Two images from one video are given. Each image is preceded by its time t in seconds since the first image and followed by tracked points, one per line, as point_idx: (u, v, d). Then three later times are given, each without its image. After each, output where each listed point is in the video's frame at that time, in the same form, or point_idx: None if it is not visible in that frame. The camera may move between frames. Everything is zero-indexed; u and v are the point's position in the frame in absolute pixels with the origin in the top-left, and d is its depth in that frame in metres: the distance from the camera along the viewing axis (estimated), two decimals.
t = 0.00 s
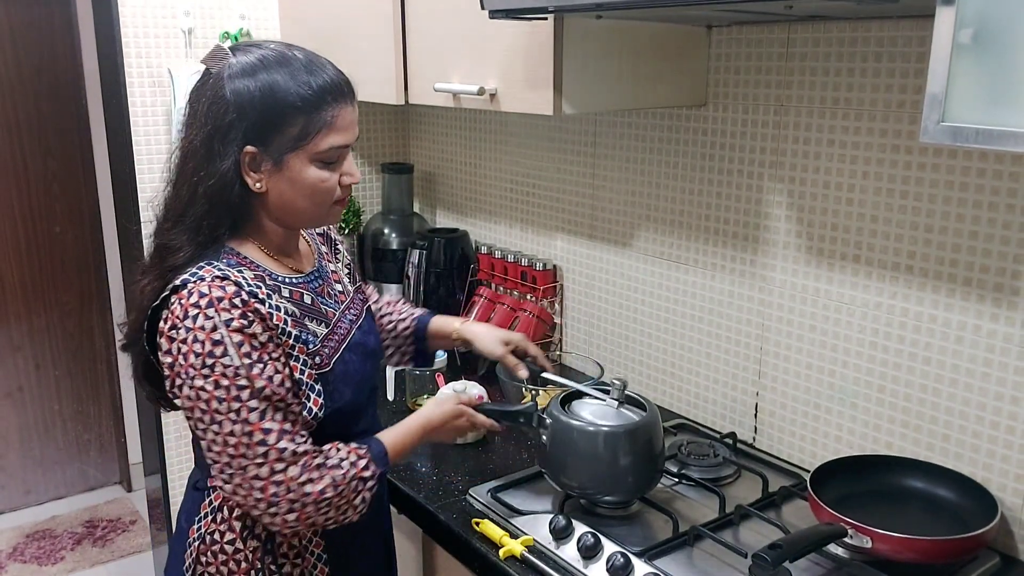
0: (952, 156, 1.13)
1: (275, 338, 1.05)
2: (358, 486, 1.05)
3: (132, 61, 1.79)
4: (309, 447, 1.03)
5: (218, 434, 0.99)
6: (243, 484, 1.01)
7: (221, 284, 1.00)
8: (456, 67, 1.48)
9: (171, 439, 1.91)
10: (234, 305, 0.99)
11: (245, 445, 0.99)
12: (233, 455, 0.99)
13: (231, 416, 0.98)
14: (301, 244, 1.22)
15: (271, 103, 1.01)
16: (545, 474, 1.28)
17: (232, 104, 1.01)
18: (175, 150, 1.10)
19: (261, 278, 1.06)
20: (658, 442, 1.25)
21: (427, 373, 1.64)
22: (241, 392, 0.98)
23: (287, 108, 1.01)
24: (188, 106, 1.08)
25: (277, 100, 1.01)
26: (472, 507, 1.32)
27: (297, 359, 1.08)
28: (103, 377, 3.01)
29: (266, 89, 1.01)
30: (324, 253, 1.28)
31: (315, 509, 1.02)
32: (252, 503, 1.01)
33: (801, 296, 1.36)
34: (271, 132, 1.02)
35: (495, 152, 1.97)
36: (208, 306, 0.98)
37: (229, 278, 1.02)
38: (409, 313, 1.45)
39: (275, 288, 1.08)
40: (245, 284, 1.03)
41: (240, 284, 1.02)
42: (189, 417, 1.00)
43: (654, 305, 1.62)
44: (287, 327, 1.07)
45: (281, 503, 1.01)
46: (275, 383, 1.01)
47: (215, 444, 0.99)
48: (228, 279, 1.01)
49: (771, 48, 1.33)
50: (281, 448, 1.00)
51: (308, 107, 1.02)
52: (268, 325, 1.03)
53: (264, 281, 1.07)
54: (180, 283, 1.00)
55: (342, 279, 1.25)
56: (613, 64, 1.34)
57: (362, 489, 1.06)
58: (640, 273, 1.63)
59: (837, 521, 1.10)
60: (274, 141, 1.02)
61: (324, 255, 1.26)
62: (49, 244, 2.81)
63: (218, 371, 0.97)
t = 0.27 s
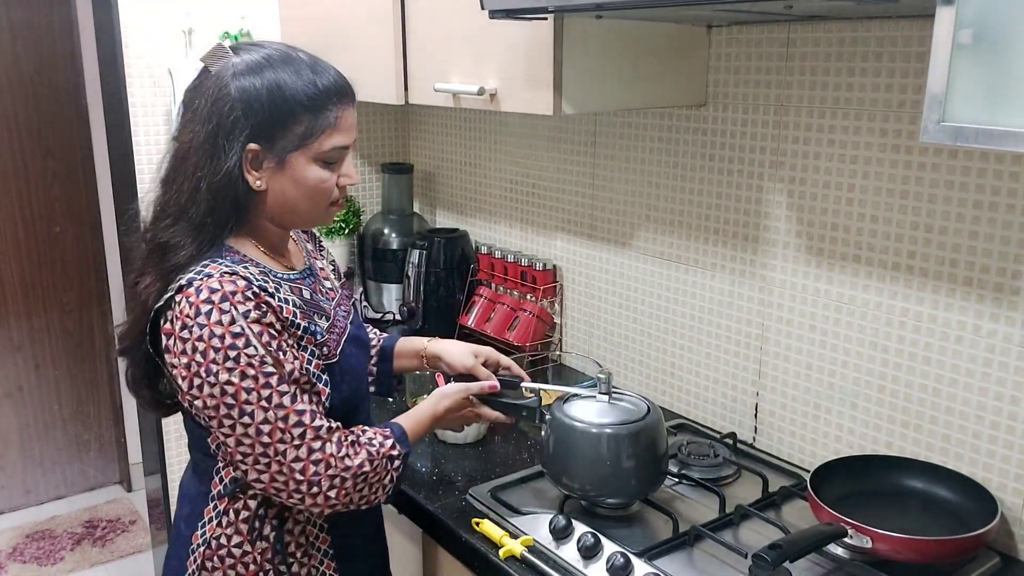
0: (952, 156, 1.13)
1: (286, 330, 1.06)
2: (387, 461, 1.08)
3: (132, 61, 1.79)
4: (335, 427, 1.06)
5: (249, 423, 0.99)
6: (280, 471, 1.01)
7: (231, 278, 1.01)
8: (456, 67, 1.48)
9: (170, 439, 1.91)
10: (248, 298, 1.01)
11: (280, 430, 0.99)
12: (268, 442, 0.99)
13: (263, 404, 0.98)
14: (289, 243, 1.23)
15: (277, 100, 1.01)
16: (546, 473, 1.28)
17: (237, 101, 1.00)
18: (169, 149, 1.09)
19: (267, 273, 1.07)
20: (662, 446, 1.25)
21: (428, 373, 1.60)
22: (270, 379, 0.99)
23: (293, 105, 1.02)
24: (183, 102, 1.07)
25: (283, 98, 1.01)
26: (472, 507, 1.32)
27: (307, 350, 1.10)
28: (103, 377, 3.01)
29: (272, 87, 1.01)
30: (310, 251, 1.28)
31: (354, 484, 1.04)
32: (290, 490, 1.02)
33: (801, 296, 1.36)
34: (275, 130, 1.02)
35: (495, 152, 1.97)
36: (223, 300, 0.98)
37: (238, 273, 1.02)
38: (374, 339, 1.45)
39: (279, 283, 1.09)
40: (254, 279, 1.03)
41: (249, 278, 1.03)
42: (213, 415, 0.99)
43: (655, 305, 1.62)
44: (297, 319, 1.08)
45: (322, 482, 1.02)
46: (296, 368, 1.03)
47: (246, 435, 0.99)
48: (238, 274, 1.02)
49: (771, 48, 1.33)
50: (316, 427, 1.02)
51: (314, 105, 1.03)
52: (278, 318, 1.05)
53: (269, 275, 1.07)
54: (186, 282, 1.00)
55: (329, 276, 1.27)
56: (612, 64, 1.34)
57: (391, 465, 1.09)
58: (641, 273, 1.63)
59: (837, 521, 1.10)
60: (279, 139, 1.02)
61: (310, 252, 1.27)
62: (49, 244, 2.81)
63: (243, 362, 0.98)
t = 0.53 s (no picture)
0: (951, 156, 1.13)
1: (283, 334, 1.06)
2: (389, 462, 1.09)
3: (133, 61, 1.79)
4: (335, 429, 1.06)
5: (250, 427, 0.99)
6: (281, 474, 1.01)
7: (229, 284, 1.01)
8: (456, 67, 1.48)
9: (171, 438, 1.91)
10: (246, 303, 1.01)
11: (281, 434, 1.00)
12: (269, 446, 1.00)
13: (263, 408, 0.99)
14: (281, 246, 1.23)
15: (270, 102, 1.01)
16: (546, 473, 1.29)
17: (229, 103, 1.00)
18: (159, 149, 1.09)
19: (262, 277, 1.07)
20: (662, 446, 1.25)
21: (428, 372, 1.53)
22: (269, 384, 0.99)
23: (286, 107, 1.02)
24: (171, 103, 1.07)
25: (276, 99, 1.01)
26: (472, 507, 1.32)
27: (304, 353, 1.10)
28: (104, 377, 3.01)
29: (264, 88, 1.01)
30: (301, 254, 1.28)
31: (356, 485, 1.05)
32: (292, 492, 1.02)
33: (801, 296, 1.36)
34: (269, 131, 1.02)
35: (495, 153, 1.97)
36: (220, 306, 0.98)
37: (234, 278, 1.03)
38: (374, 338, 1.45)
39: (276, 286, 1.09)
40: (251, 284, 1.04)
41: (246, 283, 1.03)
42: (212, 421, 0.99)
43: (654, 305, 1.62)
44: (294, 322, 1.08)
45: (325, 484, 1.02)
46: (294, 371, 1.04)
47: (247, 440, 0.99)
48: (234, 279, 1.02)
49: (771, 48, 1.33)
50: (317, 429, 1.02)
51: (306, 106, 1.03)
52: (275, 322, 1.05)
53: (264, 280, 1.07)
54: (182, 288, 1.00)
55: (321, 278, 1.28)
56: (612, 64, 1.34)
57: (393, 466, 1.09)
58: (640, 273, 1.63)
59: (837, 521, 1.10)
60: (272, 140, 1.02)
61: (302, 255, 1.28)
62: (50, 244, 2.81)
63: (243, 367, 0.98)
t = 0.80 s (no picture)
0: (952, 156, 1.13)
1: (283, 339, 1.06)
2: (389, 468, 1.09)
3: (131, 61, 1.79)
4: (335, 434, 1.06)
5: (249, 433, 0.99)
6: (279, 480, 1.01)
7: (229, 289, 1.01)
8: (456, 67, 1.48)
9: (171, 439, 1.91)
10: (246, 308, 1.00)
11: (280, 439, 1.00)
12: (267, 452, 0.99)
13: (262, 414, 0.98)
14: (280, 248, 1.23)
15: (267, 103, 1.01)
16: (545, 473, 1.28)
17: (226, 104, 1.00)
18: (157, 151, 1.09)
19: (262, 281, 1.07)
20: (661, 446, 1.25)
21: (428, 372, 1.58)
22: (269, 390, 0.99)
23: (283, 108, 1.01)
24: (168, 105, 1.07)
25: (273, 100, 1.01)
26: (472, 508, 1.32)
27: (303, 357, 1.09)
28: (103, 378, 3.01)
29: (261, 89, 1.01)
30: (300, 255, 1.28)
31: (355, 491, 1.05)
32: (290, 497, 1.02)
33: (801, 296, 1.36)
34: (265, 133, 1.02)
35: (495, 153, 1.97)
36: (221, 311, 0.98)
37: (235, 283, 1.02)
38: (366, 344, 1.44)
39: (275, 290, 1.09)
40: (251, 288, 1.03)
41: (246, 288, 1.03)
42: (211, 426, 0.99)
43: (654, 305, 1.62)
44: (294, 327, 1.07)
45: (323, 490, 1.02)
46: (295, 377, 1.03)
47: (246, 446, 0.99)
48: (235, 284, 1.02)
49: (771, 48, 1.33)
50: (316, 435, 1.02)
51: (303, 107, 1.03)
52: (275, 327, 1.05)
53: (264, 284, 1.07)
54: (182, 293, 1.00)
55: (319, 279, 1.27)
56: (612, 64, 1.34)
57: (393, 473, 1.09)
58: (641, 273, 1.63)
59: (837, 521, 1.10)
60: (269, 142, 1.02)
61: (300, 256, 1.27)
62: (49, 245, 2.81)
63: (243, 373, 0.97)
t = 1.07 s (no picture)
0: (952, 156, 1.13)
1: (282, 342, 1.06)
2: (385, 478, 1.09)
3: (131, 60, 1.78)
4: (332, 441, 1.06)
5: (246, 437, 0.99)
6: (274, 485, 1.01)
7: (229, 292, 1.01)
8: (456, 67, 1.48)
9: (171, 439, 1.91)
10: (245, 311, 1.01)
11: (276, 445, 1.00)
12: (263, 458, 1.00)
13: (259, 419, 0.98)
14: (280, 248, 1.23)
15: (263, 105, 1.01)
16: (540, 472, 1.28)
17: (221, 105, 1.00)
18: (155, 152, 1.09)
19: (262, 284, 1.07)
20: (656, 446, 1.25)
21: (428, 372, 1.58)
22: (267, 395, 0.99)
23: (278, 109, 1.01)
24: (165, 107, 1.07)
25: (268, 101, 1.01)
26: (472, 508, 1.32)
27: (303, 360, 1.10)
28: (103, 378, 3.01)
29: (256, 90, 1.01)
30: (300, 254, 1.28)
31: (349, 499, 1.05)
32: (284, 503, 1.02)
33: (801, 296, 1.36)
34: (261, 134, 1.01)
35: (495, 153, 1.97)
36: (220, 315, 0.98)
37: (235, 286, 1.02)
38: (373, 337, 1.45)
39: (275, 292, 1.08)
40: (251, 292, 1.03)
41: (246, 291, 1.03)
42: (209, 429, 0.99)
43: (654, 305, 1.62)
44: (293, 330, 1.08)
45: (317, 496, 1.02)
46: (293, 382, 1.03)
47: (242, 450, 0.99)
48: (235, 287, 1.02)
49: (771, 48, 1.33)
50: (312, 442, 1.02)
51: (299, 108, 1.03)
52: (275, 330, 1.05)
53: (264, 287, 1.07)
54: (182, 296, 1.00)
55: (320, 278, 1.28)
56: (612, 64, 1.34)
57: (388, 482, 1.09)
58: (641, 273, 1.63)
59: (837, 521, 1.10)
60: (265, 143, 1.02)
61: (300, 255, 1.27)
62: (49, 245, 2.81)
63: (240, 378, 0.97)
